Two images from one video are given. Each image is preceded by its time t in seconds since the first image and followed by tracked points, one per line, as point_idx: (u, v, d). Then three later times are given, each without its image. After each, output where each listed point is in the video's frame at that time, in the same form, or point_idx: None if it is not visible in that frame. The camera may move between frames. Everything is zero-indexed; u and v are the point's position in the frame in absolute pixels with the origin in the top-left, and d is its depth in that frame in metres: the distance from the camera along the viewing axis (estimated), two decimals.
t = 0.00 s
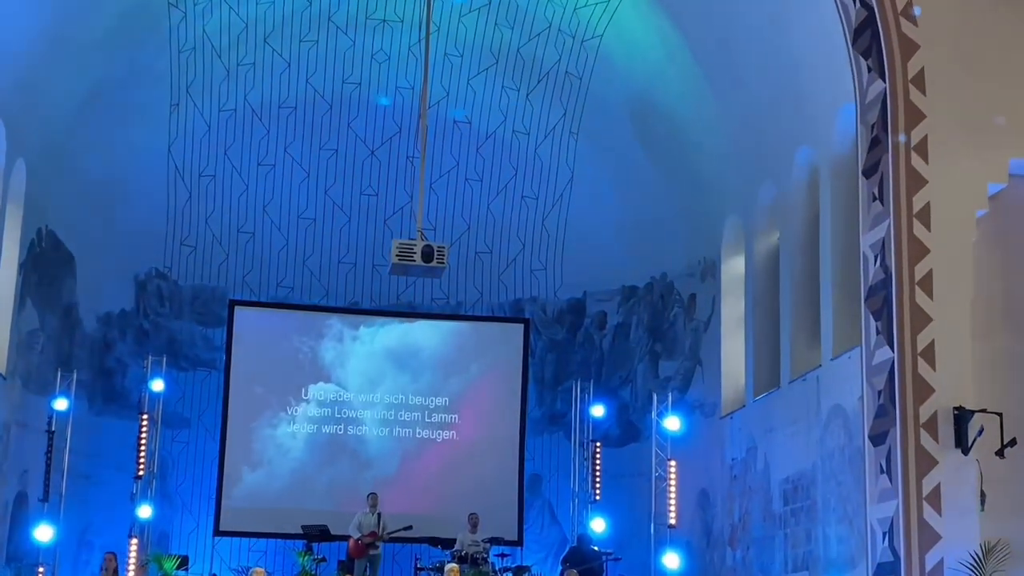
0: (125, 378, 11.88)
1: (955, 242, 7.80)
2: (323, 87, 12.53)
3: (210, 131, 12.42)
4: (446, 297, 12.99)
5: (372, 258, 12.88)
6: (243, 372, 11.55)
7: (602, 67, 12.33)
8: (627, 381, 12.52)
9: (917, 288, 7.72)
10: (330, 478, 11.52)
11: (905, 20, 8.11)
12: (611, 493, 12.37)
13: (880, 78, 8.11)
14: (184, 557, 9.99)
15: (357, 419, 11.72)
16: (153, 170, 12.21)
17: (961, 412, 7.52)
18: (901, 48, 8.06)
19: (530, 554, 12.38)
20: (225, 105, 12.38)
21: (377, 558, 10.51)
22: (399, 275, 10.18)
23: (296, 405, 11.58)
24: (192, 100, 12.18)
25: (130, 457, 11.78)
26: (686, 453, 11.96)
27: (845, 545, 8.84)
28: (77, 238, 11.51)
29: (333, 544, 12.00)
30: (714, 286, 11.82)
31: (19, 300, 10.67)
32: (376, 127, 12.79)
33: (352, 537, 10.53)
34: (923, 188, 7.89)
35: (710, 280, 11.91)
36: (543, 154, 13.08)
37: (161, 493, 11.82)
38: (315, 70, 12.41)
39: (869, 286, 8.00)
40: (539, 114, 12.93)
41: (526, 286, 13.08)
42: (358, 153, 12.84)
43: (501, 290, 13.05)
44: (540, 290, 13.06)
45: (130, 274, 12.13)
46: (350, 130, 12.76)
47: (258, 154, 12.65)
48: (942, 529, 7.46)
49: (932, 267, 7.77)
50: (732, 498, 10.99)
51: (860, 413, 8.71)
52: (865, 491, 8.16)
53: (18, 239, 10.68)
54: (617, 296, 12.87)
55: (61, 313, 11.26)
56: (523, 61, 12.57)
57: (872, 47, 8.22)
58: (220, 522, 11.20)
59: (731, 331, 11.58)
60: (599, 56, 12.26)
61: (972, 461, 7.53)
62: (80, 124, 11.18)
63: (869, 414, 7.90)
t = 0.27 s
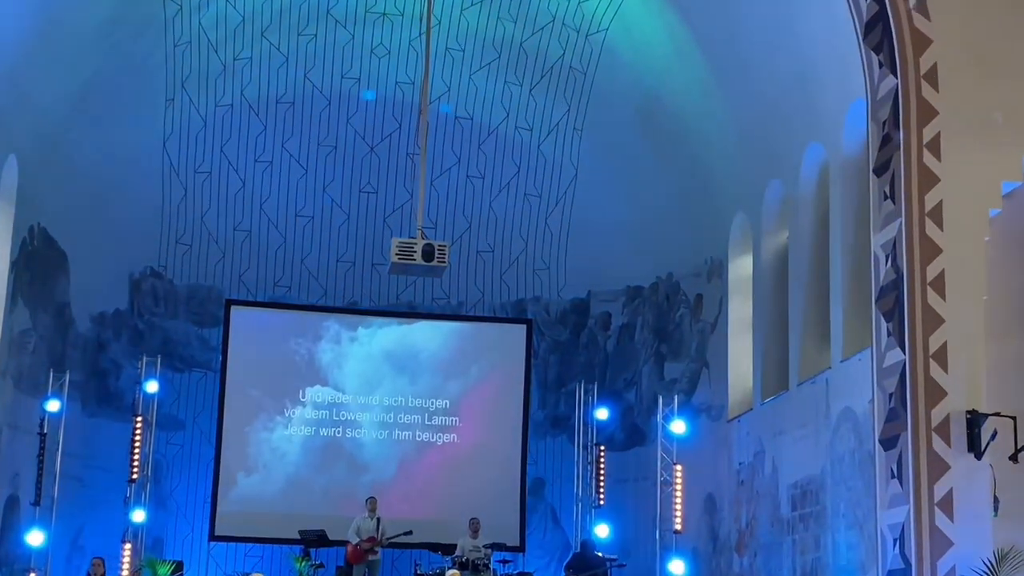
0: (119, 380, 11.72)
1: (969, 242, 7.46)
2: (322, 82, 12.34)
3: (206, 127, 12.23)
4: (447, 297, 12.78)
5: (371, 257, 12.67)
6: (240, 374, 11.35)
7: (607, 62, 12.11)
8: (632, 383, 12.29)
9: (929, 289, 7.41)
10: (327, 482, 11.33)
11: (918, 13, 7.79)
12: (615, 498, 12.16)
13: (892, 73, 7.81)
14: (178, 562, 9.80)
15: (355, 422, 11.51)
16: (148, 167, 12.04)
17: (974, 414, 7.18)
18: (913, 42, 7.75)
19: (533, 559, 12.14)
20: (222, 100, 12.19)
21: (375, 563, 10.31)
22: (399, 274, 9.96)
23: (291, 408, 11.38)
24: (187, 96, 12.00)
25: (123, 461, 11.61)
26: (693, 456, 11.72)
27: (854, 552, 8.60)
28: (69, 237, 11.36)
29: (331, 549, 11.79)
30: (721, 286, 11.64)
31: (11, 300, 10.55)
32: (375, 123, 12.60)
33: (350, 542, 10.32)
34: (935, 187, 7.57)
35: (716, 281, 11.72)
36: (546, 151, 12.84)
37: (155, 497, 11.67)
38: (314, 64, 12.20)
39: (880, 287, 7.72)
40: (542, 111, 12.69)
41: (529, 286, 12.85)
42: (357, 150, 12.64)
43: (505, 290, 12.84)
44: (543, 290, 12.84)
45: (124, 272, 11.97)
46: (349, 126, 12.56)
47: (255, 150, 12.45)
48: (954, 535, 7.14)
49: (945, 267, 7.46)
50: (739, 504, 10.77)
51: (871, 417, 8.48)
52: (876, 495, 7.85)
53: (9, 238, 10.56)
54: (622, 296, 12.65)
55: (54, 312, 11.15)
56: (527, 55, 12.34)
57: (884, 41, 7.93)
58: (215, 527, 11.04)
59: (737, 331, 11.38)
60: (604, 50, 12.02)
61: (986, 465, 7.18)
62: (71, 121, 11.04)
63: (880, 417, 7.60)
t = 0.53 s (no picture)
0: (115, 380, 11.61)
1: (978, 242, 7.21)
2: (322, 79, 12.29)
3: (205, 125, 12.14)
4: (448, 297, 12.64)
5: (371, 257, 12.53)
6: (239, 374, 11.23)
7: (610, 58, 12.05)
8: (636, 385, 12.17)
9: (937, 289, 7.18)
10: (326, 484, 11.21)
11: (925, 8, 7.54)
12: (619, 501, 12.03)
13: (899, 71, 7.58)
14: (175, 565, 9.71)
15: (355, 423, 11.38)
16: (145, 164, 11.92)
17: (983, 416, 6.93)
18: (921, 39, 7.50)
19: (534, 562, 11.99)
20: (221, 97, 12.11)
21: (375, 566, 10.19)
22: (399, 273, 9.84)
23: (290, 409, 11.26)
24: (185, 93, 11.93)
25: (119, 463, 11.50)
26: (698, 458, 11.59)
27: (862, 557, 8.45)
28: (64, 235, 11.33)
29: (332, 552, 11.66)
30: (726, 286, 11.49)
31: (7, 299, 10.54)
32: (376, 121, 12.50)
33: (350, 545, 10.20)
34: (943, 186, 7.32)
35: (721, 280, 11.56)
36: (549, 149, 12.72)
37: (153, 500, 11.57)
38: (314, 60, 12.18)
39: (887, 288, 7.48)
40: (545, 108, 12.61)
41: (531, 286, 12.72)
42: (357, 147, 12.53)
43: (507, 290, 12.71)
44: (545, 290, 12.70)
45: (121, 271, 11.82)
46: (349, 123, 12.48)
47: (254, 148, 12.34)
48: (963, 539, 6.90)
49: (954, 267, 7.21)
50: (744, 507, 10.63)
51: (878, 418, 8.36)
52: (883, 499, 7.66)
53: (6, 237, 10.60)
54: (626, 297, 12.51)
55: (49, 312, 11.13)
56: (530, 53, 12.32)
57: (892, 38, 7.67)
58: (213, 530, 10.94)
59: (742, 333, 11.27)
60: (607, 48, 12.00)
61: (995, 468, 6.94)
62: (65, 119, 11.05)
63: (887, 419, 7.37)
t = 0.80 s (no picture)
0: (109, 382, 11.43)
1: (991, 242, 6.97)
2: (321, 75, 12.10)
3: (202, 121, 11.99)
4: (449, 297, 12.43)
5: (371, 257, 12.34)
6: (236, 377, 11.07)
7: (615, 54, 11.84)
8: (640, 387, 11.97)
9: (948, 290, 6.95)
10: (324, 487, 11.04)
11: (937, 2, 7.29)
12: (624, 505, 11.77)
13: (911, 67, 7.32)
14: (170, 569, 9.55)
15: (354, 426, 11.23)
16: (140, 162, 11.80)
17: (995, 420, 6.71)
18: (932, 35, 7.26)
19: (538, 568, 11.84)
20: (219, 94, 11.95)
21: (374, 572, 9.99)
22: (401, 273, 9.67)
23: (288, 412, 11.10)
24: (182, 89, 11.80)
25: (115, 465, 11.34)
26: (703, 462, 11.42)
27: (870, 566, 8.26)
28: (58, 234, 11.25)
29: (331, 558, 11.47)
30: (733, 286, 11.32)
31: None
32: (375, 118, 12.31)
33: (351, 552, 10.00)
34: (955, 184, 7.09)
35: (728, 281, 11.40)
36: (553, 146, 12.54)
37: (147, 504, 11.36)
38: (313, 56, 12.00)
39: (898, 288, 7.25)
40: (548, 105, 12.41)
41: (534, 287, 12.51)
42: (357, 145, 12.34)
43: (510, 290, 12.51)
44: (549, 291, 12.50)
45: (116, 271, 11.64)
46: (348, 120, 12.29)
47: (252, 145, 12.15)
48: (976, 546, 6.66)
49: (966, 267, 6.98)
50: (751, 512, 10.45)
51: (888, 423, 8.15)
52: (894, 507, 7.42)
53: None
54: (631, 297, 12.31)
55: (43, 312, 11.10)
56: (533, 48, 12.12)
57: (903, 33, 7.42)
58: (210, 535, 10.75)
59: (750, 334, 11.09)
60: (612, 43, 11.78)
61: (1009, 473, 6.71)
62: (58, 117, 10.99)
63: (897, 423, 7.17)
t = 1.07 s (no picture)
0: (106, 384, 11.32)
1: (1002, 243, 6.73)
2: (321, 72, 11.94)
3: (200, 118, 11.84)
4: (452, 298, 12.29)
5: (372, 256, 12.22)
6: (236, 378, 10.95)
7: (620, 51, 11.67)
8: (645, 390, 11.83)
9: (958, 292, 6.70)
10: (324, 491, 10.89)
11: None
12: (628, 509, 11.63)
13: (921, 64, 7.06)
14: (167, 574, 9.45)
15: (354, 429, 11.09)
16: (138, 161, 11.69)
17: (1006, 423, 6.46)
18: (943, 31, 6.99)
19: (541, 573, 11.70)
20: (218, 91, 11.81)
21: None
22: (402, 273, 9.53)
23: (287, 415, 10.96)
24: (180, 85, 11.66)
25: (112, 468, 11.21)
26: (710, 466, 11.27)
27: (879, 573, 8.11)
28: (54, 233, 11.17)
29: (332, 562, 11.33)
30: (740, 287, 11.17)
31: None
32: (376, 116, 12.19)
33: (348, 555, 9.95)
34: (964, 184, 6.85)
35: (734, 282, 11.26)
36: (557, 144, 12.39)
37: (145, 507, 11.26)
38: (313, 52, 11.83)
39: (906, 290, 7.01)
40: (552, 102, 12.26)
41: (537, 287, 12.38)
42: (358, 143, 12.23)
43: (513, 290, 12.38)
44: (552, 291, 12.37)
45: (113, 270, 11.56)
46: (349, 118, 12.16)
47: (251, 143, 12.03)
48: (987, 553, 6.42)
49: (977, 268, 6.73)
50: (758, 516, 10.31)
51: (897, 427, 7.99)
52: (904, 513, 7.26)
53: None
54: (636, 298, 12.17)
55: (39, 312, 11.02)
56: (537, 45, 11.90)
57: (912, 32, 7.17)
58: (208, 539, 10.62)
59: (757, 336, 10.96)
60: (618, 40, 11.60)
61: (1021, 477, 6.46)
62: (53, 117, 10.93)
63: (906, 427, 6.90)
